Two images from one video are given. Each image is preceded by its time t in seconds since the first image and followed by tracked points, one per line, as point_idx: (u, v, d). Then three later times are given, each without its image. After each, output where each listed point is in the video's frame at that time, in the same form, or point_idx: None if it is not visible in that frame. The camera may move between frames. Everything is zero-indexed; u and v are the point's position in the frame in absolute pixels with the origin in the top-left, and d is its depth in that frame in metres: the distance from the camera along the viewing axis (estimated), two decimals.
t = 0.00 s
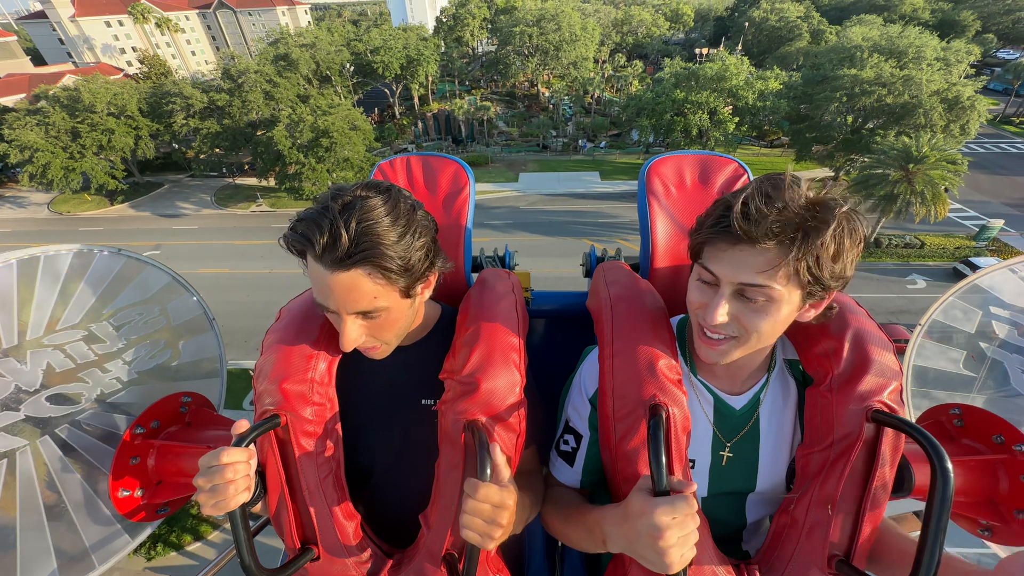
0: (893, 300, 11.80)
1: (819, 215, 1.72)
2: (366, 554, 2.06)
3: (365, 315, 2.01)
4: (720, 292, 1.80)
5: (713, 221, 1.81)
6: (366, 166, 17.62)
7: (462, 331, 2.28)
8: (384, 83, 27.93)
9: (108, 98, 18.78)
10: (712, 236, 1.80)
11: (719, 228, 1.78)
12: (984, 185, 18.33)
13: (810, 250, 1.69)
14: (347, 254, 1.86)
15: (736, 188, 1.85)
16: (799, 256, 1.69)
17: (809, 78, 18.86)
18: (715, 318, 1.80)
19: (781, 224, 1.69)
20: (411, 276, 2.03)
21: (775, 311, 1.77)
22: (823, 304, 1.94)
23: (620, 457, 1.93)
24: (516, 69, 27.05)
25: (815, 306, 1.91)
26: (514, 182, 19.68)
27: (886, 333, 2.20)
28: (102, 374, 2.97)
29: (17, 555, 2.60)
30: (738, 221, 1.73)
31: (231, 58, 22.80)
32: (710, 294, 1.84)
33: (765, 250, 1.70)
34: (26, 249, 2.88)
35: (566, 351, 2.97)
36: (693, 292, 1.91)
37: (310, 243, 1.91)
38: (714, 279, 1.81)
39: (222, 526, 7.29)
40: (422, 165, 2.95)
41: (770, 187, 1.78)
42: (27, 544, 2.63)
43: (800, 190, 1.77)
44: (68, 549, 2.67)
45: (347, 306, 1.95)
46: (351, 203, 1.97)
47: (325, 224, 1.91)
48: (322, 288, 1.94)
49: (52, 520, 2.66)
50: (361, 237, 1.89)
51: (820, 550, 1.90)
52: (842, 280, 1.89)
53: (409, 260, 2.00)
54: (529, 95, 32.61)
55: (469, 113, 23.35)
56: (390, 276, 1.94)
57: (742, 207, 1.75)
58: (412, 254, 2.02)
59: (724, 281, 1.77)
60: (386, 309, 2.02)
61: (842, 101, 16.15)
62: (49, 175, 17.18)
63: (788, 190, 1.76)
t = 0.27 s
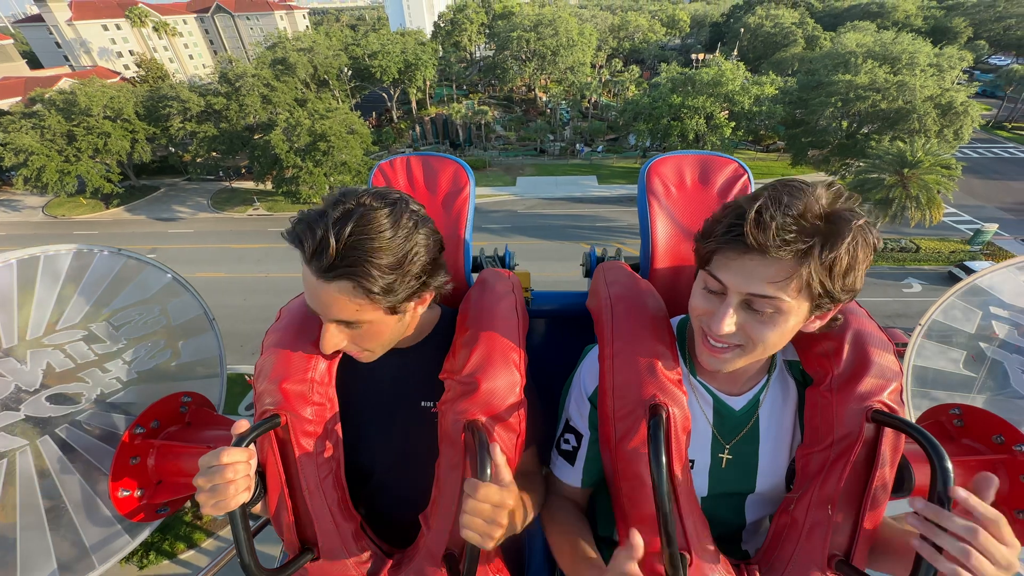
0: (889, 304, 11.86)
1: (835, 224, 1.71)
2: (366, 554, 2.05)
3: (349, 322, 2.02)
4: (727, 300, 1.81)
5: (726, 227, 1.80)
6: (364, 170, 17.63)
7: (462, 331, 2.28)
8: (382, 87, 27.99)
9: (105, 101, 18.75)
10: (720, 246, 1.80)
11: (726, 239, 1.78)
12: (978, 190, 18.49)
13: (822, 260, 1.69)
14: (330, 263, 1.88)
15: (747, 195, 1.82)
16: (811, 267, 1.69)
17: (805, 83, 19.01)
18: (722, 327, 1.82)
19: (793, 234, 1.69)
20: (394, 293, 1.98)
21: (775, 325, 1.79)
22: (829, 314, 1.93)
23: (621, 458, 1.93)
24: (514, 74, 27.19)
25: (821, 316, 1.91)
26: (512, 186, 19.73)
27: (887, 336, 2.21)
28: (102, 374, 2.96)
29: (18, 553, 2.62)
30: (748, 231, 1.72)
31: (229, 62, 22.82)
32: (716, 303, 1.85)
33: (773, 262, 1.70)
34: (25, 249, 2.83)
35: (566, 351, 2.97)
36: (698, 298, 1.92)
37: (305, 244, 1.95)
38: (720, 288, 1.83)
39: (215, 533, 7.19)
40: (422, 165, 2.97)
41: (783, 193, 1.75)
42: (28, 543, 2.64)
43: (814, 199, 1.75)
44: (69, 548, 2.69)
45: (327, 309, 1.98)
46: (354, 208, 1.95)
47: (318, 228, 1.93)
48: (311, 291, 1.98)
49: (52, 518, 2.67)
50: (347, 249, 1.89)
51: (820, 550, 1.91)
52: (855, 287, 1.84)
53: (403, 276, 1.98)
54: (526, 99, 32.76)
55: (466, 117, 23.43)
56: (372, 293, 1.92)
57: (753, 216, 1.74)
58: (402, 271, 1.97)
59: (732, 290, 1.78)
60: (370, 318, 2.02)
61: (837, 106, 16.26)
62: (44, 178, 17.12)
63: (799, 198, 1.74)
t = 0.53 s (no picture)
0: (892, 306, 11.83)
1: (847, 237, 1.71)
2: (366, 554, 2.05)
3: (322, 309, 2.02)
4: (733, 305, 1.80)
5: (738, 228, 1.77)
6: (365, 173, 17.68)
7: (461, 332, 2.29)
8: (384, 91, 28.10)
9: (107, 105, 18.85)
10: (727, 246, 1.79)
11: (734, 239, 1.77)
12: (979, 192, 18.48)
13: (831, 269, 1.69)
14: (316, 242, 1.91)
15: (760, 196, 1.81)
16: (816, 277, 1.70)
17: (805, 86, 19.04)
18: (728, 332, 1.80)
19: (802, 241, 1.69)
20: (367, 293, 1.95)
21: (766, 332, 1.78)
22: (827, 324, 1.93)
23: (621, 459, 1.93)
24: (515, 77, 27.28)
25: (821, 325, 1.91)
26: (513, 189, 19.77)
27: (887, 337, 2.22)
28: (103, 374, 2.97)
29: (18, 554, 2.62)
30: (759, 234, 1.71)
31: (231, 66, 22.94)
32: (719, 307, 1.84)
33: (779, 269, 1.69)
34: (25, 249, 2.78)
35: (566, 352, 2.98)
36: (703, 302, 1.90)
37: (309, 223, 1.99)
38: (725, 290, 1.81)
39: (214, 539, 7.20)
40: (422, 165, 2.98)
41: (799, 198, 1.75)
42: (27, 544, 2.63)
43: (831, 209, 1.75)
44: (67, 550, 2.68)
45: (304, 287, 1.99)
46: (368, 202, 1.97)
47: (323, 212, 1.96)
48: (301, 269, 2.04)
49: (53, 519, 2.67)
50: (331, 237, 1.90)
51: (820, 550, 1.91)
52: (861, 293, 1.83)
53: (389, 281, 1.95)
54: (527, 103, 32.87)
55: (467, 120, 23.52)
56: (337, 284, 1.91)
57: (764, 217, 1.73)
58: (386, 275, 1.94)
59: (739, 294, 1.77)
60: (337, 311, 2.00)
61: (838, 109, 16.27)
62: (46, 181, 17.21)
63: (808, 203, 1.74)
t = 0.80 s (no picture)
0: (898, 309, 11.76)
1: (885, 258, 1.62)
2: (366, 554, 2.06)
3: (327, 281, 2.04)
4: (764, 325, 1.70)
5: (782, 249, 1.58)
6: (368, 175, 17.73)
7: (461, 332, 2.30)
8: (387, 93, 28.21)
9: (113, 108, 18.99)
10: (756, 260, 1.64)
11: (768, 257, 1.61)
12: (985, 193, 18.39)
13: (865, 288, 1.62)
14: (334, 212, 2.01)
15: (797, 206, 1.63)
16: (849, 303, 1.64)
17: (809, 87, 18.98)
18: (758, 355, 1.74)
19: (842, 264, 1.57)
20: (370, 269, 1.96)
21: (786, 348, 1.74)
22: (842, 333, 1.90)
23: (621, 459, 1.93)
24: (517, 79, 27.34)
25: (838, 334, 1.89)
26: (515, 190, 19.80)
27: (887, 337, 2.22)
28: (102, 374, 2.99)
29: (18, 554, 2.63)
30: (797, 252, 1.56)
31: (235, 69, 23.10)
32: (742, 322, 1.76)
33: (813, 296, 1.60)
34: (26, 250, 2.81)
35: (566, 352, 2.99)
36: (727, 318, 1.80)
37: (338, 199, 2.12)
38: (752, 309, 1.71)
39: (216, 541, 7.22)
40: (422, 165, 2.99)
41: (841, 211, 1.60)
42: (28, 544, 2.65)
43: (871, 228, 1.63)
44: (68, 550, 2.69)
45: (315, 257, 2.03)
46: (398, 190, 2.06)
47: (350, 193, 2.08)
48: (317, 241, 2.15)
49: (54, 519, 2.68)
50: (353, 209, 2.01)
51: (820, 550, 1.90)
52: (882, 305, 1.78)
53: (398, 265, 1.98)
54: (530, 104, 32.94)
55: (470, 122, 23.58)
56: (343, 255, 1.95)
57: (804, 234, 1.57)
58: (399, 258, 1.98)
59: (773, 316, 1.67)
60: (337, 285, 2.02)
61: (842, 110, 16.21)
62: (52, 184, 17.33)
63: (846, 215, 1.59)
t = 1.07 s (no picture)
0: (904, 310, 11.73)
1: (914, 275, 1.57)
2: (366, 554, 2.06)
3: (359, 250, 2.13)
4: (812, 354, 1.63)
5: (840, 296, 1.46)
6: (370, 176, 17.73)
7: (461, 332, 2.30)
8: (390, 94, 28.22)
9: (116, 109, 19.01)
10: (815, 301, 1.50)
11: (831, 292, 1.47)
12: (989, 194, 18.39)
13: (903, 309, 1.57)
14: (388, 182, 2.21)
15: (851, 231, 1.47)
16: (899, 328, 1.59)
17: (812, 88, 18.99)
18: (809, 381, 1.67)
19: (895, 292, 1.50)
20: (412, 238, 2.11)
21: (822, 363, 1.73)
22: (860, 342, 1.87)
23: (621, 459, 1.93)
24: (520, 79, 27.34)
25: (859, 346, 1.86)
26: (517, 191, 19.81)
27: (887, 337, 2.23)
28: (102, 374, 3.00)
29: (18, 554, 2.63)
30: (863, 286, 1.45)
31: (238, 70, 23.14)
32: (788, 346, 1.66)
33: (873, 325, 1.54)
34: (25, 249, 2.76)
35: (566, 352, 2.99)
36: (768, 347, 1.70)
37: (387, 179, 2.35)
38: (807, 339, 1.60)
39: (218, 542, 7.19)
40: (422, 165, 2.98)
41: (888, 233, 1.50)
42: (27, 545, 2.65)
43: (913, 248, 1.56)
44: (67, 550, 2.69)
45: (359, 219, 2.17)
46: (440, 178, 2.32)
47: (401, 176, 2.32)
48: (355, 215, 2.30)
49: (53, 519, 2.68)
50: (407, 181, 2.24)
51: (820, 550, 1.90)
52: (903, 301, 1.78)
53: (438, 238, 2.16)
54: (532, 105, 32.95)
55: (472, 123, 23.57)
56: (393, 219, 2.10)
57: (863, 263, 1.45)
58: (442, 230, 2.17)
59: (822, 348, 1.60)
60: (372, 251, 2.11)
61: (845, 110, 16.21)
62: (55, 185, 17.35)
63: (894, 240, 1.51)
